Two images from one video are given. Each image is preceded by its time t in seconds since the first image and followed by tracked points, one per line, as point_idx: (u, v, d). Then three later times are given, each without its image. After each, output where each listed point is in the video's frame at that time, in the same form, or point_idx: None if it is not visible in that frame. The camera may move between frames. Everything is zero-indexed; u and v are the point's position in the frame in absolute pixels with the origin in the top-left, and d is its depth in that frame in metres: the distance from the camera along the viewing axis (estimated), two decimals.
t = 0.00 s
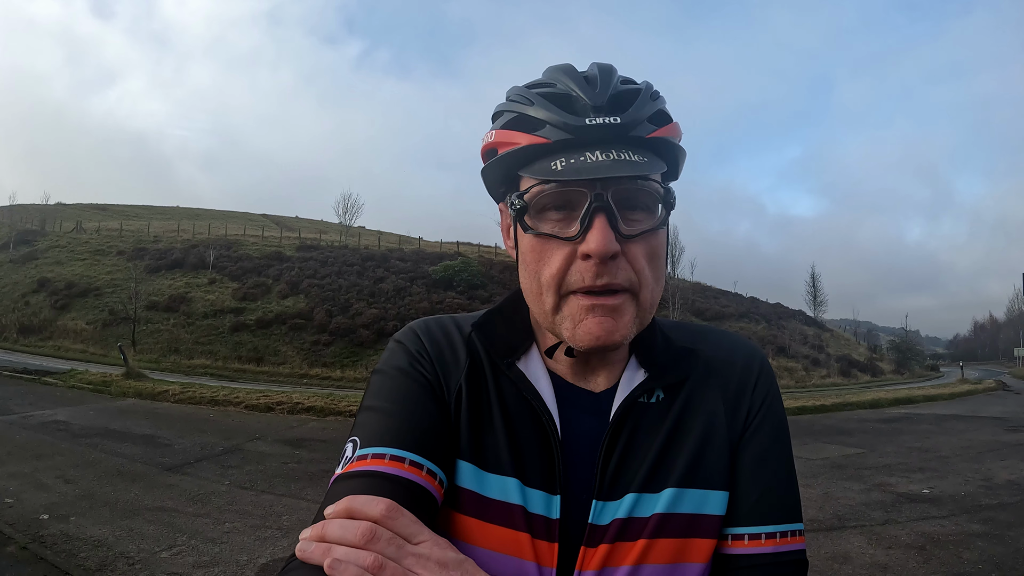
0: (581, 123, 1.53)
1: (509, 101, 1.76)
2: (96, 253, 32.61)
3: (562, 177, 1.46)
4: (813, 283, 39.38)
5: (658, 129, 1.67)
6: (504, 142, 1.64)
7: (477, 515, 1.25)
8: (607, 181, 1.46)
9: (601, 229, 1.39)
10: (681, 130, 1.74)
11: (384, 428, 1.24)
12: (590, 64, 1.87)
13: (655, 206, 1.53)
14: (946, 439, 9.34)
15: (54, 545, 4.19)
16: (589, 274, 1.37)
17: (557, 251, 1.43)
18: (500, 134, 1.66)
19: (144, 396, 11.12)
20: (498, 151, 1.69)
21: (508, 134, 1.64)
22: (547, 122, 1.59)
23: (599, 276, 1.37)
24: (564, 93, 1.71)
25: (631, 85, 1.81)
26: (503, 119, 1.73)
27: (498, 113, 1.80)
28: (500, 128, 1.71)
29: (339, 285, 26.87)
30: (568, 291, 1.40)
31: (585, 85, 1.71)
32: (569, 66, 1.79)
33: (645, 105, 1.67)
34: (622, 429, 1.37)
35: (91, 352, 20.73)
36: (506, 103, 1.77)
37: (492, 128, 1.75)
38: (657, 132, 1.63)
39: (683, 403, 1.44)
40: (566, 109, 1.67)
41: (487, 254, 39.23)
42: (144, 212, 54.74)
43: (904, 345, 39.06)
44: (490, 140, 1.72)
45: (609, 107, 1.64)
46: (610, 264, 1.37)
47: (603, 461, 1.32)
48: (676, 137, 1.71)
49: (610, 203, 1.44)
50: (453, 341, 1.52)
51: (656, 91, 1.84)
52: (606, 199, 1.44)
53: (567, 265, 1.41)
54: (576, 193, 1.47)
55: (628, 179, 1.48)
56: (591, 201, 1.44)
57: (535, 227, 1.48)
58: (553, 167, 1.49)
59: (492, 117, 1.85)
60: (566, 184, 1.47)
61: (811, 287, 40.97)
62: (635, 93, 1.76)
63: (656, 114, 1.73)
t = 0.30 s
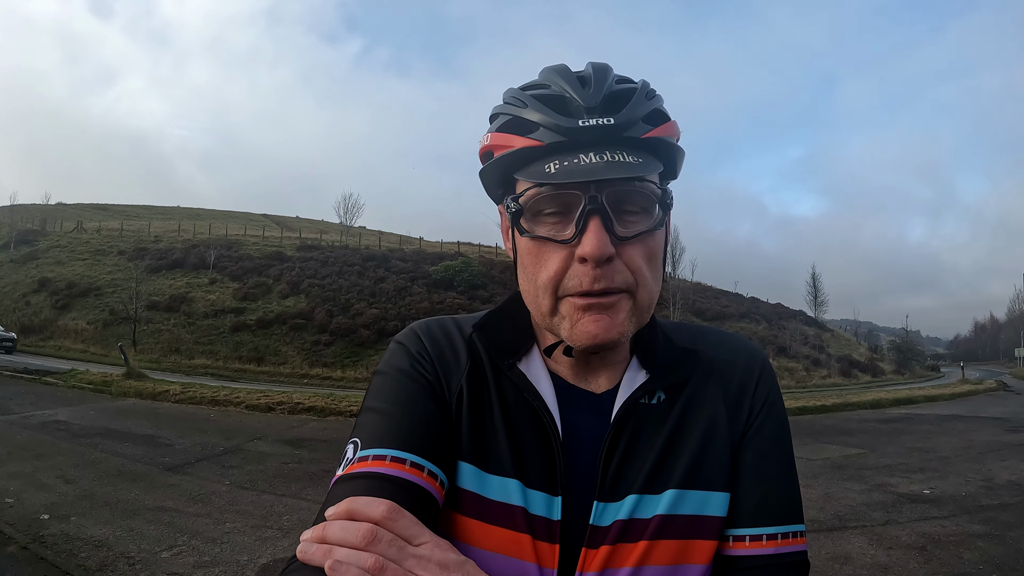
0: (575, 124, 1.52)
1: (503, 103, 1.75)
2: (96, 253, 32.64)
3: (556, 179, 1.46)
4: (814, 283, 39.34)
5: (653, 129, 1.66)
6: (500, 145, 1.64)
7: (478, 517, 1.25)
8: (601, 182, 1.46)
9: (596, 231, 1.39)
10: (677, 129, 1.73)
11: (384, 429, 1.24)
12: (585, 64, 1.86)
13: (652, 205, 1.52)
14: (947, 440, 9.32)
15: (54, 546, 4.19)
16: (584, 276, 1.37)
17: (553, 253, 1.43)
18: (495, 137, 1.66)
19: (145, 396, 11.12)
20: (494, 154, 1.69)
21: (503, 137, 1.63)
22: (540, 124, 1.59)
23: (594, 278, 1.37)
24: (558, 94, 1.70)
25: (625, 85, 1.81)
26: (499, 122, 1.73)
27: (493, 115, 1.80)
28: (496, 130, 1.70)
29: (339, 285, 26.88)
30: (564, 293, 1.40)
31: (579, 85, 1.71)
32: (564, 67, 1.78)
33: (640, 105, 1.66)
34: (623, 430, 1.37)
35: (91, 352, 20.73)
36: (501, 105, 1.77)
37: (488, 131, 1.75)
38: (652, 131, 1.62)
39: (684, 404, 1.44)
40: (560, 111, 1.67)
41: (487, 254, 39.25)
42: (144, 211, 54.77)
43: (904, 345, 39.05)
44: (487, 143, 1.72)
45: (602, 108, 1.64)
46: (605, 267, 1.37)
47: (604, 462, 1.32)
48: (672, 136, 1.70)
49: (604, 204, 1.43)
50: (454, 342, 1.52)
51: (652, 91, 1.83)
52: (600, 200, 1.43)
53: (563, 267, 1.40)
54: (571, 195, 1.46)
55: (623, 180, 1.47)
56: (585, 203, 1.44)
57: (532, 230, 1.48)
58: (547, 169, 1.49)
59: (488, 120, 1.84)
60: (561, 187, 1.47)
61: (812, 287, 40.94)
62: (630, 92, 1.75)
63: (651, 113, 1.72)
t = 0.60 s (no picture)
0: (573, 123, 1.52)
1: (502, 104, 1.75)
2: (97, 253, 32.65)
3: (556, 178, 1.46)
4: (815, 283, 39.31)
5: (651, 126, 1.66)
6: (499, 146, 1.64)
7: (482, 517, 1.25)
8: (600, 181, 1.46)
9: (595, 229, 1.39)
10: (675, 127, 1.74)
11: (386, 429, 1.24)
12: (582, 64, 1.86)
13: (651, 203, 1.52)
14: (948, 440, 9.32)
15: (54, 546, 4.19)
16: (584, 274, 1.37)
17: (553, 251, 1.43)
18: (494, 138, 1.66)
19: (145, 395, 11.12)
20: (493, 155, 1.69)
21: (502, 137, 1.63)
22: (538, 123, 1.59)
23: (594, 276, 1.37)
24: (555, 94, 1.71)
25: (623, 84, 1.81)
26: (498, 122, 1.73)
27: (492, 116, 1.80)
28: (494, 131, 1.70)
29: (340, 285, 26.89)
30: (564, 291, 1.40)
31: (575, 85, 1.71)
32: (561, 67, 1.79)
33: (637, 103, 1.67)
34: (625, 429, 1.37)
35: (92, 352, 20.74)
36: (499, 107, 1.77)
37: (487, 132, 1.75)
38: (650, 129, 1.62)
39: (686, 403, 1.44)
40: (557, 110, 1.67)
41: (488, 254, 39.27)
42: (144, 211, 54.82)
43: (905, 345, 39.03)
44: (485, 145, 1.72)
45: (600, 106, 1.64)
46: (605, 265, 1.37)
47: (606, 461, 1.32)
48: (671, 134, 1.70)
49: (604, 202, 1.44)
50: (456, 341, 1.52)
51: (649, 89, 1.83)
52: (599, 198, 1.44)
53: (563, 265, 1.41)
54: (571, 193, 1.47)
55: (622, 177, 1.48)
56: (585, 201, 1.44)
57: (531, 229, 1.48)
58: (546, 168, 1.50)
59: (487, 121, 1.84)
60: (561, 186, 1.47)
61: (812, 288, 40.93)
62: (627, 90, 1.76)
63: (649, 111, 1.72)
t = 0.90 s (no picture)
0: (577, 123, 1.53)
1: (506, 104, 1.75)
2: (97, 253, 32.65)
3: (560, 178, 1.46)
4: (815, 284, 39.30)
5: (657, 127, 1.66)
6: (503, 145, 1.64)
7: (484, 518, 1.25)
8: (604, 181, 1.46)
9: (599, 229, 1.39)
10: (679, 128, 1.74)
11: (389, 429, 1.24)
12: (587, 65, 1.87)
13: (655, 204, 1.52)
14: (948, 441, 9.32)
15: (55, 546, 4.19)
16: (588, 274, 1.37)
17: (555, 251, 1.43)
18: (498, 138, 1.66)
19: (146, 395, 11.11)
20: (497, 155, 1.70)
21: (506, 137, 1.64)
22: (543, 124, 1.59)
23: (597, 275, 1.37)
24: (560, 95, 1.71)
25: (628, 84, 1.81)
26: (502, 122, 1.73)
27: (496, 116, 1.80)
28: (499, 131, 1.71)
29: (340, 285, 26.89)
30: (568, 290, 1.40)
31: (580, 85, 1.71)
32: (565, 67, 1.79)
33: (642, 104, 1.67)
34: (626, 431, 1.37)
35: (92, 352, 20.73)
36: (503, 106, 1.77)
37: (492, 132, 1.75)
38: (654, 130, 1.62)
39: (688, 404, 1.44)
40: (562, 110, 1.67)
41: (488, 254, 39.34)
42: (144, 211, 54.84)
43: (906, 346, 39.02)
44: (490, 144, 1.72)
45: (604, 107, 1.64)
46: (609, 265, 1.37)
47: (607, 462, 1.32)
48: (675, 135, 1.70)
49: (608, 203, 1.43)
50: (458, 343, 1.52)
51: (654, 91, 1.83)
52: (604, 198, 1.44)
53: (565, 264, 1.40)
54: (574, 193, 1.47)
55: (626, 177, 1.48)
56: (588, 201, 1.44)
57: (535, 229, 1.48)
58: (550, 168, 1.50)
59: (492, 120, 1.84)
60: (565, 186, 1.47)
61: (813, 288, 40.93)
62: (631, 92, 1.76)
63: (653, 113, 1.72)
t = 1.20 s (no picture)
0: (582, 124, 1.53)
1: (512, 102, 1.76)
2: (97, 253, 32.64)
3: (564, 179, 1.47)
4: (815, 284, 39.28)
5: (661, 129, 1.66)
6: (507, 145, 1.64)
7: (485, 517, 1.25)
8: (608, 182, 1.46)
9: (602, 230, 1.39)
10: (685, 131, 1.74)
11: (391, 428, 1.24)
12: (593, 65, 1.87)
13: (658, 206, 1.52)
14: (948, 441, 9.32)
15: (54, 546, 4.18)
16: (591, 275, 1.37)
17: (558, 251, 1.43)
18: (503, 137, 1.67)
19: (146, 395, 11.10)
20: (502, 154, 1.69)
21: (512, 136, 1.63)
22: (548, 123, 1.59)
23: (599, 277, 1.37)
24: (566, 94, 1.71)
25: (635, 86, 1.80)
26: (506, 121, 1.73)
27: (501, 115, 1.80)
28: (503, 130, 1.71)
29: (340, 285, 26.89)
30: (571, 291, 1.40)
31: (586, 85, 1.71)
32: (572, 66, 1.79)
33: (648, 106, 1.67)
34: (628, 431, 1.37)
35: (92, 352, 20.72)
36: (509, 105, 1.77)
37: (496, 131, 1.75)
38: (660, 132, 1.62)
39: (689, 406, 1.44)
40: (568, 110, 1.67)
41: (489, 254, 39.37)
42: (145, 211, 54.93)
43: (906, 346, 39.00)
44: (494, 143, 1.72)
45: (610, 107, 1.64)
46: (612, 266, 1.37)
47: (608, 463, 1.32)
48: (680, 136, 1.70)
49: (611, 205, 1.43)
50: (460, 342, 1.52)
51: (659, 92, 1.83)
52: (607, 200, 1.44)
53: (568, 265, 1.41)
54: (578, 195, 1.47)
55: (630, 179, 1.48)
56: (592, 202, 1.44)
57: (539, 230, 1.48)
58: (554, 168, 1.50)
59: (497, 119, 1.85)
60: (570, 187, 1.47)
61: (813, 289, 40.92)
62: (638, 94, 1.76)
63: (659, 114, 1.72)
